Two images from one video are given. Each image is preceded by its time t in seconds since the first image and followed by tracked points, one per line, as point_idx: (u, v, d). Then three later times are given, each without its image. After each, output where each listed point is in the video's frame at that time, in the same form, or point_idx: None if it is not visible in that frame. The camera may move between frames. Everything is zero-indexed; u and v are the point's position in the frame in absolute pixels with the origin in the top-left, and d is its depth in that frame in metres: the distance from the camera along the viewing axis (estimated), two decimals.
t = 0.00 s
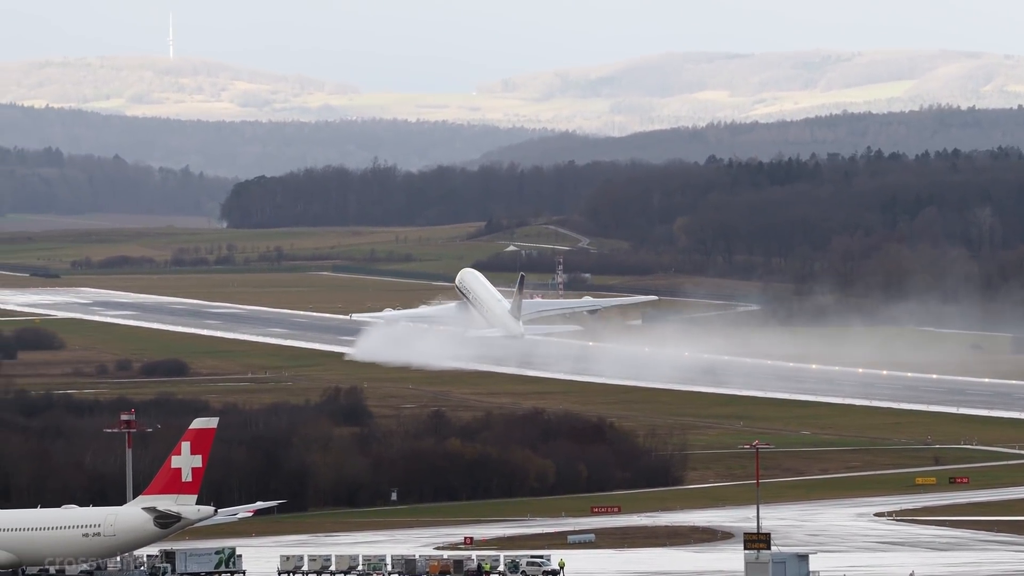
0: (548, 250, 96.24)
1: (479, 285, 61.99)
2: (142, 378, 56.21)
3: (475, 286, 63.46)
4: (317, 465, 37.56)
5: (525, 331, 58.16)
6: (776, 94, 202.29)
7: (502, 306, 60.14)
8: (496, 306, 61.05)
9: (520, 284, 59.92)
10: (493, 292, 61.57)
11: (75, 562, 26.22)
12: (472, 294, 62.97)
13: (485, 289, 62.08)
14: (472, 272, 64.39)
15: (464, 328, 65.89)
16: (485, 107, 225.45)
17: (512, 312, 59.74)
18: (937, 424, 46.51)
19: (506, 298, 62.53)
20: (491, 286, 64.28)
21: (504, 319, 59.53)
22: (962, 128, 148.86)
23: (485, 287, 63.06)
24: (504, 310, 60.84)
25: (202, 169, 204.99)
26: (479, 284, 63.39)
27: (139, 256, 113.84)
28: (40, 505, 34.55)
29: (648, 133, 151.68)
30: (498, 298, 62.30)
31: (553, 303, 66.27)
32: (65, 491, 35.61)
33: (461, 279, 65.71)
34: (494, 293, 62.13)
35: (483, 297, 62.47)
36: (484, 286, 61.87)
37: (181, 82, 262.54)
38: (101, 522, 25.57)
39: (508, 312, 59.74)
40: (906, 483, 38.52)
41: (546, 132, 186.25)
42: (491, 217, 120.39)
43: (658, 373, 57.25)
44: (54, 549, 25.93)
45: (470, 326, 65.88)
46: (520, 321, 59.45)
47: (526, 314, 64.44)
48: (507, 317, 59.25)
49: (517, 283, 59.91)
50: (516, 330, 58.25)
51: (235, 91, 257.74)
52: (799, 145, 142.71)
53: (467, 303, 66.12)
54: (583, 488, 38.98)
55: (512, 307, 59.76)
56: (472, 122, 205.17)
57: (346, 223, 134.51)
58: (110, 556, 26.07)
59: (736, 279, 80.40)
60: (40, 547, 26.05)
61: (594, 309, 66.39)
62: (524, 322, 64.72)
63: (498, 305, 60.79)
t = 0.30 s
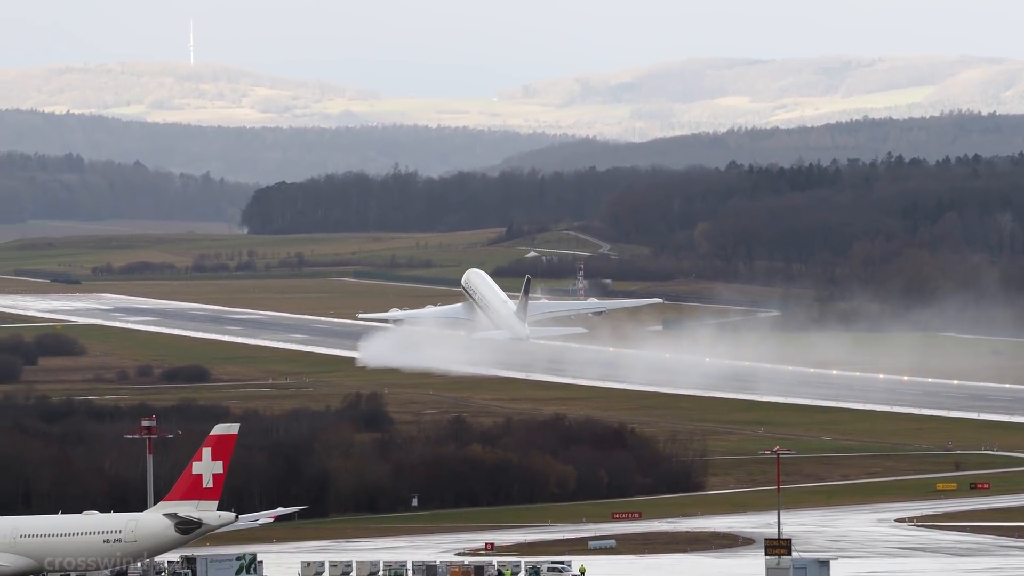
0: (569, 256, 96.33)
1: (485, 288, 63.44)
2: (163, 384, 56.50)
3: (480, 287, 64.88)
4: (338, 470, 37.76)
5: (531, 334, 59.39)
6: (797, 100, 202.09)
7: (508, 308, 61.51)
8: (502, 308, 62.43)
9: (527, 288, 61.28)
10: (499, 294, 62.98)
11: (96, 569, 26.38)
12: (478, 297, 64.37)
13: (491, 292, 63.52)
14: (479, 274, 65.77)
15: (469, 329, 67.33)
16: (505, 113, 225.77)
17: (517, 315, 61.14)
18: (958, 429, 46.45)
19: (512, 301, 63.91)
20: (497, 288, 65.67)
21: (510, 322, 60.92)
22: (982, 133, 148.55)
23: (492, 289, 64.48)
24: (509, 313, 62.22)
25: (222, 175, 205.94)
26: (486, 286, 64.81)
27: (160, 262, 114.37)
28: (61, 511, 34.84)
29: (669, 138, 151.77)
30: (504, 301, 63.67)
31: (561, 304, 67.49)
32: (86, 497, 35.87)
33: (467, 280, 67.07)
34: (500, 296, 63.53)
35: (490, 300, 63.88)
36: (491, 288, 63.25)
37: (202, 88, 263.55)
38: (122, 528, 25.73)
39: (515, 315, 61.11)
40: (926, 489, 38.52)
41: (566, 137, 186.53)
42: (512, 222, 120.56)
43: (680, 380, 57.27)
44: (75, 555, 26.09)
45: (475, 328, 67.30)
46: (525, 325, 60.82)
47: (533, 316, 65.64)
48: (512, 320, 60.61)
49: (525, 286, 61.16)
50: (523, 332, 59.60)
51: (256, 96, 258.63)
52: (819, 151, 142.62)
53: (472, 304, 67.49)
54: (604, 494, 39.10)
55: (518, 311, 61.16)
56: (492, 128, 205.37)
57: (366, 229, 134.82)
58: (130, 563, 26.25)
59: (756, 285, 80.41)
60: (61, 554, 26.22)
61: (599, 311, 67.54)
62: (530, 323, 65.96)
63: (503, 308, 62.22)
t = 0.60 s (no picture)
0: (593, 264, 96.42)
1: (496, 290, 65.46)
2: (188, 393, 56.83)
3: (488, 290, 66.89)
4: (362, 478, 37.97)
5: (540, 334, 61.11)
6: (821, 108, 201.77)
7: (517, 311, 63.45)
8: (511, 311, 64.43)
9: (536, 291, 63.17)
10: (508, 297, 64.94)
11: None
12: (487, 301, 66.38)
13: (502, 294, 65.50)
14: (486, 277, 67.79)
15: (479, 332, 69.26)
16: (529, 121, 226.03)
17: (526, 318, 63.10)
18: (982, 437, 46.44)
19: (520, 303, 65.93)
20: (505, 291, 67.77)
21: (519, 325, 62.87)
22: (1008, 141, 148.12)
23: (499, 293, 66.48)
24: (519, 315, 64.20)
25: (247, 184, 206.80)
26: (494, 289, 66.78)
27: (185, 271, 114.89)
28: (85, 521, 35.07)
29: (693, 146, 151.79)
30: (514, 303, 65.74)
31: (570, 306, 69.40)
32: (110, 506, 36.09)
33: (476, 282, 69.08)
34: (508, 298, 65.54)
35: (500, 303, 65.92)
36: (499, 292, 65.18)
37: (227, 96, 264.54)
38: (146, 537, 25.97)
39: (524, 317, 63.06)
40: (951, 496, 38.53)
41: (590, 145, 186.73)
42: (536, 231, 120.75)
43: (706, 387, 57.33)
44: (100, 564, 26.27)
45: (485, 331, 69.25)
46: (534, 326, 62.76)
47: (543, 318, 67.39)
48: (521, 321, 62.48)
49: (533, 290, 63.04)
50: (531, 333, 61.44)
51: (281, 104, 259.58)
52: (844, 159, 142.42)
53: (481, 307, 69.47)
54: (628, 502, 39.25)
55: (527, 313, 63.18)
56: (516, 136, 205.50)
57: (390, 237, 135.13)
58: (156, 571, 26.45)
59: (779, 293, 80.41)
60: (85, 560, 26.49)
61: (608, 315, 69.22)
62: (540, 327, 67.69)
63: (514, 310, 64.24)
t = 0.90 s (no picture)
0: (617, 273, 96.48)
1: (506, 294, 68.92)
2: (214, 402, 57.16)
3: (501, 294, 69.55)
4: (387, 488, 38.14)
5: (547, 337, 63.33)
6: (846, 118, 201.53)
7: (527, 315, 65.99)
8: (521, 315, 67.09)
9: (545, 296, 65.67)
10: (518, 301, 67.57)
11: None
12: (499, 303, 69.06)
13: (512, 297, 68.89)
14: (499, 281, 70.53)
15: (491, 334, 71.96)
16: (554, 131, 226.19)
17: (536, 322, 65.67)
18: (1008, 447, 46.40)
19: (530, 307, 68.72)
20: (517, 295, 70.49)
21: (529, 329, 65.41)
22: None
23: (511, 297, 69.26)
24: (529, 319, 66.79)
25: (271, 193, 207.54)
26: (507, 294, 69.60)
27: (210, 281, 115.39)
28: (109, 530, 34.74)
29: (717, 156, 151.76)
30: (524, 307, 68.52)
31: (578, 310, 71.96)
32: (135, 516, 35.77)
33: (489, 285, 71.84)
34: (519, 302, 68.24)
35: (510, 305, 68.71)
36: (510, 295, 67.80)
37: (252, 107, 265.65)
38: (171, 547, 26.22)
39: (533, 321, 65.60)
40: (976, 506, 38.53)
41: (615, 155, 186.81)
42: (561, 240, 120.89)
43: (732, 397, 57.36)
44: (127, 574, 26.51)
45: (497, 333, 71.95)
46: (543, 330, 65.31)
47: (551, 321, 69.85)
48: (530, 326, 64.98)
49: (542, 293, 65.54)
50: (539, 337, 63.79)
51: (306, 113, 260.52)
52: (869, 168, 142.15)
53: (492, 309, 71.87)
54: (653, 512, 39.31)
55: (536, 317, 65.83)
56: (541, 146, 205.86)
57: (415, 245, 135.34)
58: None
59: (804, 303, 80.35)
60: (110, 569, 26.61)
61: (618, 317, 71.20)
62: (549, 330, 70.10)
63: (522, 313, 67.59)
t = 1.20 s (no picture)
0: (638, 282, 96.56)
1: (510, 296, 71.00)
2: (233, 412, 57.46)
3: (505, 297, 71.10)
4: (406, 497, 38.27)
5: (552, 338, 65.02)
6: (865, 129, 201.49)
7: (532, 318, 67.58)
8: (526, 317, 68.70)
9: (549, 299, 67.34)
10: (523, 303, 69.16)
11: None
12: (504, 306, 70.60)
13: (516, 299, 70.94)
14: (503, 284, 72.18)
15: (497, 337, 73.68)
16: (573, 140, 226.45)
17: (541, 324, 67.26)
18: None
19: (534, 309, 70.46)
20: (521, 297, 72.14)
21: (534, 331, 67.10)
22: None
23: (516, 299, 71.07)
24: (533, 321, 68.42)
25: (291, 203, 208.26)
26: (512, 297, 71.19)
27: (229, 290, 115.81)
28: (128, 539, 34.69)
29: (736, 165, 151.87)
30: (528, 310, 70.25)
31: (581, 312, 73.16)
32: (155, 525, 35.69)
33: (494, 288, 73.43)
34: (522, 304, 70.05)
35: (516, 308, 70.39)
36: (514, 298, 69.31)
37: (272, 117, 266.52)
38: (190, 556, 26.38)
39: (538, 324, 67.21)
40: (997, 515, 38.55)
41: (634, 164, 186.98)
42: (580, 249, 121.08)
43: (752, 406, 57.43)
44: None
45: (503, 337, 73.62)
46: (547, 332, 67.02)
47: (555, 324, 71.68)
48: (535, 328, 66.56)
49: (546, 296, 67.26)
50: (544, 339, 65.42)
51: (325, 123, 261.34)
52: (888, 177, 142.09)
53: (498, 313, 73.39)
54: (673, 521, 39.40)
55: (540, 319, 67.52)
56: (560, 156, 206.02)
57: (434, 254, 135.67)
58: None
59: (824, 312, 80.34)
60: None
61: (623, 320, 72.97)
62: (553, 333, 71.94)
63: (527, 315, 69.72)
